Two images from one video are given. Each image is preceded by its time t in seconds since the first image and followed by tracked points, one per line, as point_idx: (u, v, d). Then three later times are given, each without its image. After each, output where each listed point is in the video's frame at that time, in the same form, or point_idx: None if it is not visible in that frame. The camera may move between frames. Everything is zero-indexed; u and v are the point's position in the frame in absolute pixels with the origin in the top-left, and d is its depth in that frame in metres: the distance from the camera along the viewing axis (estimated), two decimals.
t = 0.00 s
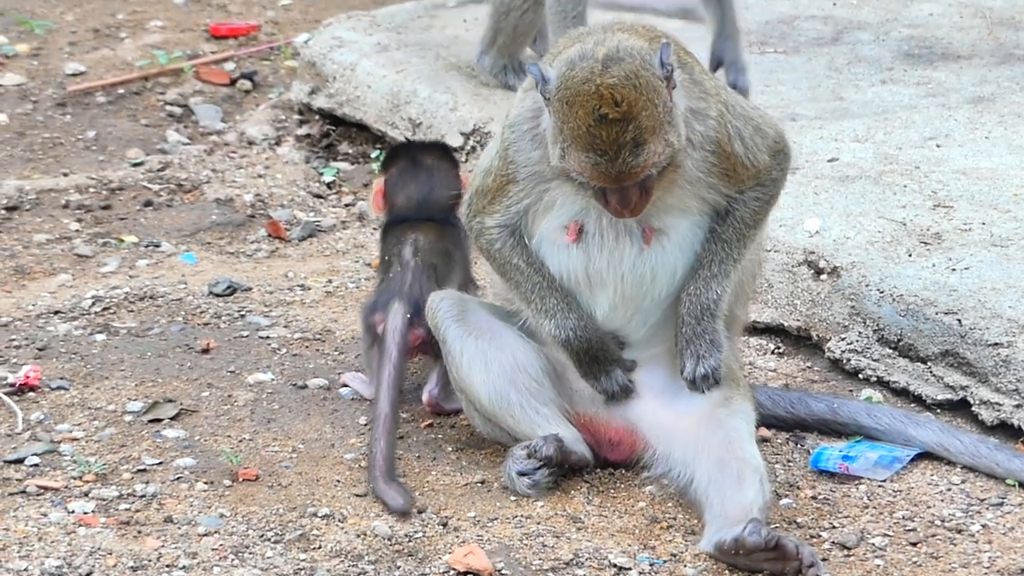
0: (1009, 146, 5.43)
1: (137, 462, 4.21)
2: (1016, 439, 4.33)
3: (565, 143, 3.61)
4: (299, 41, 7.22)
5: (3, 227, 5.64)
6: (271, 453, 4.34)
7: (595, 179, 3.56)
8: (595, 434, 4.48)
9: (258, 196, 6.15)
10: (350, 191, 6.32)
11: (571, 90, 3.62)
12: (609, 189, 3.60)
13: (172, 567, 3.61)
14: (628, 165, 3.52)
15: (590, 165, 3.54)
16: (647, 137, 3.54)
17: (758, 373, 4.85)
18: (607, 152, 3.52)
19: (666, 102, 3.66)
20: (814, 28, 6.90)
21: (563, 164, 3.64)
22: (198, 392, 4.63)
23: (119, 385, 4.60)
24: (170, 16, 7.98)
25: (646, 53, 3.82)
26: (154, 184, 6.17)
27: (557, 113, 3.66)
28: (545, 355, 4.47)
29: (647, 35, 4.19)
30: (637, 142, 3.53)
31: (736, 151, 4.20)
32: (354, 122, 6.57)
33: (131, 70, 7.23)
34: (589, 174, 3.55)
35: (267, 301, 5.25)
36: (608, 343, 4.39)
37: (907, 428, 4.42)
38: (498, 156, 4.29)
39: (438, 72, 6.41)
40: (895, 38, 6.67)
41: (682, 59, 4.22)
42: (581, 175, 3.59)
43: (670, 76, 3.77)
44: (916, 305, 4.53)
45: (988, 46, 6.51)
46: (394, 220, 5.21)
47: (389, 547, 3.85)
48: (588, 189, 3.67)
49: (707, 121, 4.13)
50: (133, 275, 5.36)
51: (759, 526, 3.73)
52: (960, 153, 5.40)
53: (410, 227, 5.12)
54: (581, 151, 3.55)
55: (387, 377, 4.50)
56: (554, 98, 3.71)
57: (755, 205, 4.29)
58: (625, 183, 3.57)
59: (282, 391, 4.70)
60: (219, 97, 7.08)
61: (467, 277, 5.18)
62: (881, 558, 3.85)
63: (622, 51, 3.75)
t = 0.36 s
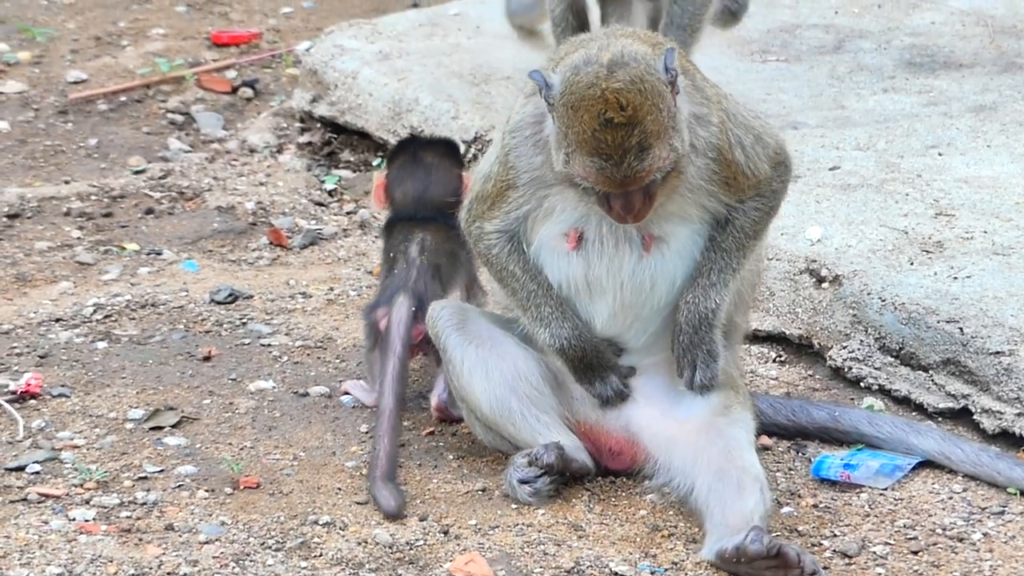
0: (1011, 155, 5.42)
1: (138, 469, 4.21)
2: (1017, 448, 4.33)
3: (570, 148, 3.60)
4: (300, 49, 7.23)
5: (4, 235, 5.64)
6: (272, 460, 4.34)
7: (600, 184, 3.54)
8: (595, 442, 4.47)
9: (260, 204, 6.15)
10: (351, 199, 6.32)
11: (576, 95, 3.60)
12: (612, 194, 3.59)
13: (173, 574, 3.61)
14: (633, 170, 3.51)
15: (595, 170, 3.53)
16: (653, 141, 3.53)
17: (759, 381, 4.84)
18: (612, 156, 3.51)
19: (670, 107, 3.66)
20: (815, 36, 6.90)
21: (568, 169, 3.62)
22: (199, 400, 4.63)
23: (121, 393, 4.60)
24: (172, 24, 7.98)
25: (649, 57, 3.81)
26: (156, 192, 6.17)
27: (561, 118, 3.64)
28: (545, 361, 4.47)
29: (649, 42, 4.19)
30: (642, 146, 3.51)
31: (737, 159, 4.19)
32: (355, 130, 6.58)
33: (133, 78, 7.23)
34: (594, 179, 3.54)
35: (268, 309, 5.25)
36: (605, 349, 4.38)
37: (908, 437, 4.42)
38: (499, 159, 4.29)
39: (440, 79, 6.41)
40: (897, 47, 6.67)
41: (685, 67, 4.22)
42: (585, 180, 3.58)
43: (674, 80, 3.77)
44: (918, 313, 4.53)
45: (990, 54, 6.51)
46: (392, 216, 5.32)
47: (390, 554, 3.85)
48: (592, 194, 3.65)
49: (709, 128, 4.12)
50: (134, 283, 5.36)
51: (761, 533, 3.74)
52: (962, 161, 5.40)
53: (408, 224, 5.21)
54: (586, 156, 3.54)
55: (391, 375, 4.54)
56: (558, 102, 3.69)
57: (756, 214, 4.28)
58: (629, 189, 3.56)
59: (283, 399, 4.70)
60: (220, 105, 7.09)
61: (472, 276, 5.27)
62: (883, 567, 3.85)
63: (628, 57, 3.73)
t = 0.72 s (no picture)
0: (1011, 162, 5.42)
1: (138, 475, 4.20)
2: (1017, 455, 4.33)
3: (578, 147, 3.59)
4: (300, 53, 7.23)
5: (3, 239, 5.64)
6: (271, 466, 4.34)
7: (611, 179, 3.54)
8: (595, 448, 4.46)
9: (259, 209, 6.14)
10: (351, 204, 6.31)
11: (580, 93, 3.60)
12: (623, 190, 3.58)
13: None
14: (645, 162, 3.51)
15: (606, 165, 3.52)
16: (661, 132, 3.54)
17: (758, 389, 4.83)
18: (622, 150, 3.50)
19: (674, 99, 3.67)
20: (816, 43, 6.90)
21: (576, 168, 3.61)
22: (199, 405, 4.62)
23: (120, 398, 4.60)
24: (172, 28, 7.97)
25: (649, 53, 3.82)
26: (155, 197, 6.16)
27: (567, 117, 3.64)
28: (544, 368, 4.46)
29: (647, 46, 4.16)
30: (651, 138, 3.52)
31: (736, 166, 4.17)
32: (355, 135, 6.61)
33: (133, 81, 7.23)
34: (605, 175, 3.53)
35: (267, 314, 5.25)
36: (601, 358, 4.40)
37: (907, 444, 4.42)
38: (500, 163, 4.27)
39: (440, 84, 6.40)
40: (898, 53, 6.66)
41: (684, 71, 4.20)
42: (595, 177, 3.56)
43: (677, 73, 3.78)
44: (918, 321, 4.52)
45: (990, 61, 6.51)
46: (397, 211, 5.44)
47: (389, 561, 3.84)
48: (600, 193, 3.64)
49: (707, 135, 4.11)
50: (133, 288, 5.36)
51: (760, 540, 3.71)
52: (962, 169, 5.40)
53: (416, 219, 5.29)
54: (596, 152, 3.53)
55: (390, 363, 4.66)
56: (562, 103, 3.68)
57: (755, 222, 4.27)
58: (639, 185, 3.55)
59: (283, 405, 4.69)
60: (220, 109, 7.08)
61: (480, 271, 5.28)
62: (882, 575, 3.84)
63: (629, 52, 3.74)
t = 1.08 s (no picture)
0: (1007, 164, 5.42)
1: (133, 479, 4.20)
2: (1013, 458, 4.32)
3: (590, 131, 3.62)
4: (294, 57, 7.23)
5: None
6: (266, 470, 4.33)
7: (626, 160, 3.56)
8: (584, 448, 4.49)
9: (254, 212, 6.14)
10: (346, 208, 6.31)
11: (589, 77, 3.63)
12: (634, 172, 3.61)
13: None
14: (660, 139, 3.54)
15: (621, 146, 3.54)
16: (672, 110, 3.57)
17: (753, 392, 4.82)
18: (637, 129, 3.53)
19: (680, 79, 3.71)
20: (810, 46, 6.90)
21: (589, 154, 3.64)
22: (193, 409, 4.62)
23: (115, 402, 4.59)
24: (166, 31, 7.96)
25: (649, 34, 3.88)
26: (150, 200, 6.16)
27: (577, 102, 3.66)
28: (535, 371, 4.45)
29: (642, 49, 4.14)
30: (664, 115, 3.55)
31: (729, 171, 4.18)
32: (350, 138, 6.62)
33: (127, 85, 7.23)
34: (621, 155, 3.55)
35: (262, 318, 5.25)
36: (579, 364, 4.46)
37: (903, 447, 4.41)
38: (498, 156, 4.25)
39: (434, 88, 6.41)
40: (893, 56, 6.66)
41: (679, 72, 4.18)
42: (609, 159, 3.59)
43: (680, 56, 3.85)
44: (913, 324, 4.52)
45: (985, 64, 6.50)
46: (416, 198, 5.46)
47: (384, 564, 3.84)
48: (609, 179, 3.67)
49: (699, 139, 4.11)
50: (128, 291, 5.35)
51: (748, 546, 3.73)
52: (957, 171, 5.39)
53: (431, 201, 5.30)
54: (609, 133, 3.56)
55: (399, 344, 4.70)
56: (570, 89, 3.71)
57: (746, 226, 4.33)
58: (650, 170, 3.60)
59: (277, 408, 4.69)
60: (214, 112, 7.08)
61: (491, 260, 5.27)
62: None
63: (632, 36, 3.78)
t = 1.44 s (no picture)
0: (1000, 165, 5.42)
1: (126, 478, 4.20)
2: (1006, 458, 4.32)
3: (602, 120, 3.66)
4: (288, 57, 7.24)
5: None
6: (260, 469, 4.34)
7: (639, 148, 3.61)
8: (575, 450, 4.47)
9: (248, 212, 6.14)
10: (339, 207, 6.32)
11: (601, 67, 3.68)
12: (646, 162, 3.67)
13: None
14: (673, 128, 3.59)
15: (635, 135, 3.59)
16: (684, 100, 3.63)
17: (746, 391, 4.82)
18: (651, 117, 3.58)
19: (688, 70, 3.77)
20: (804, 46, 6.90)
21: (601, 143, 3.68)
22: (187, 408, 4.62)
23: (108, 401, 4.59)
24: (161, 31, 7.97)
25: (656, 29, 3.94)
26: (144, 200, 6.17)
27: (589, 91, 3.71)
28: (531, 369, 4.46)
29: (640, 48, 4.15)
30: (677, 104, 3.60)
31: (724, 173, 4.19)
32: (343, 139, 6.63)
33: (122, 84, 7.23)
34: (635, 143, 3.60)
35: (255, 317, 5.25)
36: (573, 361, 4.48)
37: (896, 447, 4.40)
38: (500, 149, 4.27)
39: (428, 88, 6.41)
40: (886, 56, 6.66)
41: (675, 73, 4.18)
42: (622, 148, 3.63)
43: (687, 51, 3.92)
44: (906, 323, 4.52)
45: (978, 64, 6.50)
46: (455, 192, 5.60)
47: (377, 564, 3.84)
48: (620, 170, 3.72)
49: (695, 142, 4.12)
50: (122, 290, 5.36)
51: (737, 547, 3.76)
52: (950, 171, 5.40)
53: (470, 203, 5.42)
54: (623, 121, 3.61)
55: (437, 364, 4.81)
56: (582, 78, 3.76)
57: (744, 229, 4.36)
58: (659, 162, 3.66)
59: (271, 408, 4.70)
60: (208, 112, 7.09)
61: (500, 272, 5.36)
62: None
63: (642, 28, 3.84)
